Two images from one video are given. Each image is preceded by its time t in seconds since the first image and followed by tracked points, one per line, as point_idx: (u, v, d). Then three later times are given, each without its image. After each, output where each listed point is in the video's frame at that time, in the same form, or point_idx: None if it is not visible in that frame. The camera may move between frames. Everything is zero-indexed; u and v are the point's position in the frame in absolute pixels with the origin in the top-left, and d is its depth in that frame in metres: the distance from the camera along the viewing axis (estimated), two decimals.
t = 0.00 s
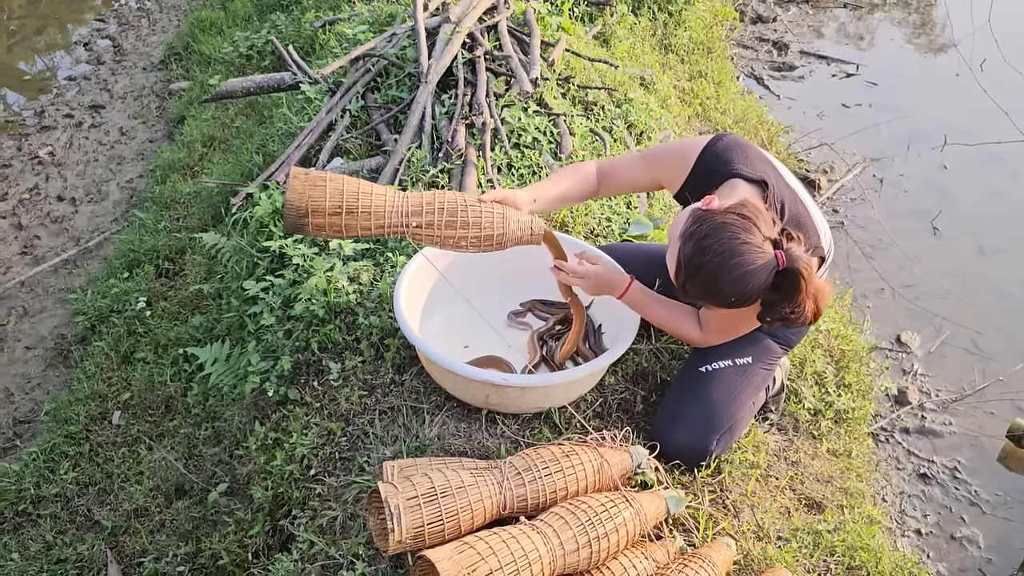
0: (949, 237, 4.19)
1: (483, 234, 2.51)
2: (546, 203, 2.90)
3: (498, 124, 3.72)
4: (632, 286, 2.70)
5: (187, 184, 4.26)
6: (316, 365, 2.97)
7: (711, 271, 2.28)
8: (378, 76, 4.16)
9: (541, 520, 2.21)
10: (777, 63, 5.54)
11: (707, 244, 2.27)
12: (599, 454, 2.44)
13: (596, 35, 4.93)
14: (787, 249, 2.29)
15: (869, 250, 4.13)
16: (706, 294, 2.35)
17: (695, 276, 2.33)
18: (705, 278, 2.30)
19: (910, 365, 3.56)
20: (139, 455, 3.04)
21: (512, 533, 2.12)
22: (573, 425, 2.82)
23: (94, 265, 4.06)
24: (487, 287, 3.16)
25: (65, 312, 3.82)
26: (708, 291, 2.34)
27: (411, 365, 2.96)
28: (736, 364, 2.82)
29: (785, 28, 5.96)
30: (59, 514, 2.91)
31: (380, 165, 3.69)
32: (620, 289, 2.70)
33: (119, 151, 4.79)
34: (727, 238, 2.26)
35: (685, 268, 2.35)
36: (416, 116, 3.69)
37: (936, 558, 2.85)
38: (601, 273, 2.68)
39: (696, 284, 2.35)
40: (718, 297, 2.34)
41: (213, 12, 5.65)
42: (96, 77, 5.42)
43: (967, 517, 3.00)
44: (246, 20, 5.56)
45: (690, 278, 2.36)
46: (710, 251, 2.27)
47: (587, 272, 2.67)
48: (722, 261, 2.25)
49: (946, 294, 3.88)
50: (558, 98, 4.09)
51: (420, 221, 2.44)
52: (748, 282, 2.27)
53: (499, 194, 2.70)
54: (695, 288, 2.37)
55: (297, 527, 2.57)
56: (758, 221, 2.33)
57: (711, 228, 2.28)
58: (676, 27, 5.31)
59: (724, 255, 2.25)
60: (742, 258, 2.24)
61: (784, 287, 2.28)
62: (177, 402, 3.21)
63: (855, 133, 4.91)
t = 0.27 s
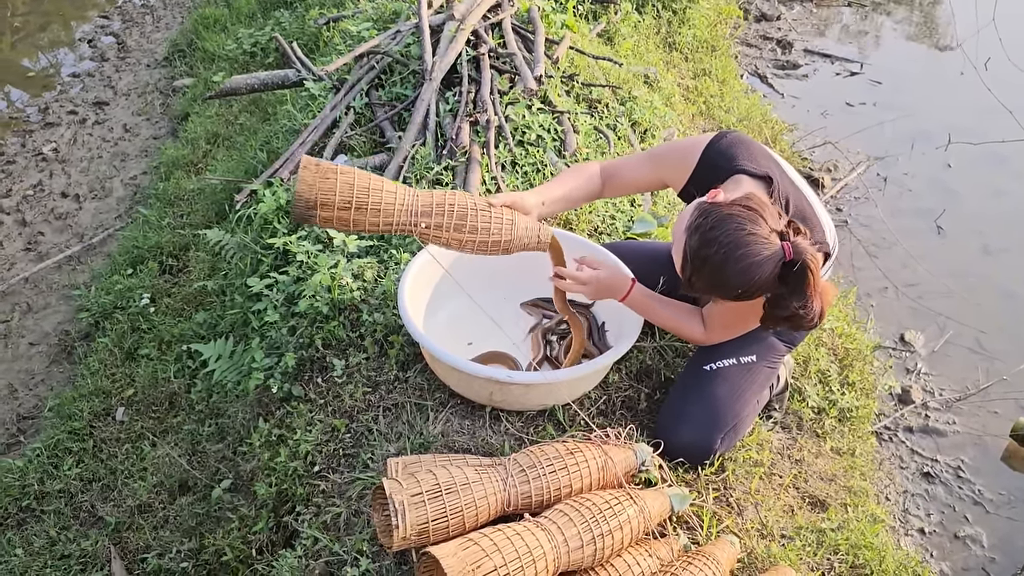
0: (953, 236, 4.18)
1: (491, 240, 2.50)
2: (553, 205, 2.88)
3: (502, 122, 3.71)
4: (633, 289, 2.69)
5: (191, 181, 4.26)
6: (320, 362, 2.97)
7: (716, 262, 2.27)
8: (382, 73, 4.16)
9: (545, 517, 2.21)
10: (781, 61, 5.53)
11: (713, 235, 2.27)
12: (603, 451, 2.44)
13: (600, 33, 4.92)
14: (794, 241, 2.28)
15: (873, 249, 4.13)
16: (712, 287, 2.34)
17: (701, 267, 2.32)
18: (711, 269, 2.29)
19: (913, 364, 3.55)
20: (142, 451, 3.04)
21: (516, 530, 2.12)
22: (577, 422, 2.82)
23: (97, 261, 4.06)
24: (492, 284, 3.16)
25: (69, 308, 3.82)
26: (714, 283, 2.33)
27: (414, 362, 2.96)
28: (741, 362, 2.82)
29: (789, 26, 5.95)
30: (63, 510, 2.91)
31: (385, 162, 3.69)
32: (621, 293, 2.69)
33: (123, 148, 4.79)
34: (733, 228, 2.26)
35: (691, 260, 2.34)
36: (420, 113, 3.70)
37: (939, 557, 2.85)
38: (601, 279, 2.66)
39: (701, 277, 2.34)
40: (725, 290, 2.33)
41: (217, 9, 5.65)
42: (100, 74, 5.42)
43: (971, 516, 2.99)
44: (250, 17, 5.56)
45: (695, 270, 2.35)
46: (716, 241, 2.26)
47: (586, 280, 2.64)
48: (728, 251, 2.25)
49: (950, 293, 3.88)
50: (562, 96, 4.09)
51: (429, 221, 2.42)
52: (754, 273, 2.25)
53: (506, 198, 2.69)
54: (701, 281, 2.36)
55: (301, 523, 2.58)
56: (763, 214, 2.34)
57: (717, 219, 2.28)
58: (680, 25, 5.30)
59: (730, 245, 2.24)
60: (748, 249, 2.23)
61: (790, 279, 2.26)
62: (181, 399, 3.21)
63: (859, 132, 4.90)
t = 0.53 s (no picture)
0: (954, 235, 4.18)
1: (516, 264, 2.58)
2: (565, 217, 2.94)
3: (503, 120, 3.71)
4: (641, 292, 2.66)
5: (191, 179, 4.26)
6: (321, 360, 2.97)
7: (728, 204, 2.18)
8: (383, 70, 4.15)
9: (545, 516, 2.21)
10: (782, 59, 5.52)
11: (723, 179, 2.21)
12: (604, 449, 2.44)
13: (601, 31, 4.92)
14: (804, 185, 2.23)
15: (874, 248, 4.12)
16: (724, 233, 2.22)
17: (713, 214, 2.22)
18: (724, 213, 2.18)
19: (914, 363, 3.55)
20: (142, 449, 3.05)
21: (516, 529, 2.12)
22: (578, 420, 2.82)
23: (98, 259, 4.06)
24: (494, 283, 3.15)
25: (69, 305, 3.82)
26: (728, 230, 2.22)
27: (415, 360, 2.96)
28: (742, 361, 2.81)
29: (790, 24, 5.94)
30: (63, 507, 2.91)
31: (385, 160, 3.70)
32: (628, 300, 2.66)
33: (123, 145, 4.79)
34: (744, 171, 2.20)
35: (703, 209, 2.25)
36: (421, 111, 3.70)
37: (940, 556, 2.85)
38: (605, 288, 2.62)
39: (712, 224, 2.23)
40: (737, 237, 2.21)
41: (217, 6, 5.64)
42: (100, 71, 5.41)
43: (971, 515, 2.99)
44: (251, 14, 5.55)
45: (708, 219, 2.24)
46: (727, 184, 2.19)
47: (591, 292, 2.61)
48: (741, 192, 2.16)
49: (951, 291, 3.87)
50: (563, 94, 4.08)
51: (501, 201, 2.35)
52: (767, 215, 2.16)
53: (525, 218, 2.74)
54: (711, 229, 2.24)
55: (301, 521, 2.58)
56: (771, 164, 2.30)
57: (726, 166, 2.23)
58: (681, 23, 5.30)
59: (742, 185, 2.17)
60: (760, 188, 2.17)
61: (802, 223, 2.19)
62: (181, 396, 3.21)
63: (860, 131, 4.90)
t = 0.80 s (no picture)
0: (954, 233, 4.18)
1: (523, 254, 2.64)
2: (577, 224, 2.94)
3: (502, 118, 3.70)
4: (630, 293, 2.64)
5: (190, 177, 4.25)
6: (319, 359, 2.97)
7: (728, 133, 2.11)
8: (382, 68, 4.15)
9: (545, 515, 2.20)
10: (781, 57, 5.52)
11: (715, 117, 2.17)
12: (603, 449, 2.44)
13: (600, 29, 4.91)
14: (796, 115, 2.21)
15: (873, 246, 4.12)
16: (730, 163, 2.11)
17: (713, 150, 2.14)
18: (724, 143, 2.11)
19: (913, 361, 3.55)
20: (141, 448, 3.04)
21: (516, 528, 2.12)
22: (577, 420, 2.82)
23: (96, 257, 4.05)
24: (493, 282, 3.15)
25: (67, 304, 3.81)
26: (731, 162, 2.12)
27: (414, 359, 2.95)
28: (745, 360, 2.82)
29: (789, 22, 5.93)
30: (62, 507, 2.91)
31: (384, 159, 3.70)
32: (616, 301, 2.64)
33: (122, 143, 4.78)
34: (733, 105, 2.17)
35: (701, 151, 2.17)
36: (420, 109, 3.70)
37: (939, 555, 2.85)
38: (590, 289, 2.60)
39: (716, 160, 2.13)
40: (743, 166, 2.10)
41: (216, 4, 5.62)
42: (98, 69, 5.40)
43: (970, 513, 2.99)
44: (249, 12, 5.54)
45: (709, 158, 2.16)
46: (720, 118, 2.15)
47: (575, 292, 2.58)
48: (735, 120, 2.12)
49: (950, 290, 3.87)
50: (562, 92, 4.08)
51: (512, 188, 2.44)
52: (770, 136, 2.10)
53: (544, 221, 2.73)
54: (716, 164, 2.14)
55: (300, 520, 2.57)
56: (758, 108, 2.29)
57: (715, 108, 2.21)
58: (681, 21, 5.29)
59: (735, 114, 2.13)
60: (753, 112, 2.13)
61: (803, 145, 2.15)
62: (180, 395, 3.21)
63: (860, 129, 4.89)
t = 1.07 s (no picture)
0: (955, 233, 4.17)
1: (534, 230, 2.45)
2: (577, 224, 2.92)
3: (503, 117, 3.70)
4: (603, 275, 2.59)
5: (191, 176, 4.25)
6: (320, 358, 2.97)
7: (728, 98, 2.12)
8: (382, 68, 4.14)
9: (546, 515, 2.20)
10: (782, 56, 5.51)
11: (714, 88, 2.20)
12: (604, 448, 2.44)
13: (601, 28, 4.91)
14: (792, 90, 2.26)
15: (874, 246, 4.11)
16: (730, 126, 2.10)
17: (714, 116, 2.13)
18: (724, 107, 2.11)
19: (914, 361, 3.55)
20: (142, 447, 3.04)
21: (517, 528, 2.12)
22: (578, 419, 2.81)
23: (97, 257, 4.05)
24: (494, 282, 3.14)
25: (68, 303, 3.81)
26: (733, 125, 2.10)
27: (415, 359, 2.95)
28: (744, 360, 2.82)
29: (790, 22, 5.93)
30: (63, 506, 2.91)
31: (385, 158, 3.70)
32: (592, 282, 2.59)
33: (122, 143, 4.77)
34: (732, 77, 2.20)
35: (702, 119, 2.17)
36: (421, 109, 3.70)
37: (940, 555, 2.85)
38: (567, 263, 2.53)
39: (717, 125, 2.12)
40: (744, 128, 2.10)
41: (216, 3, 5.62)
42: (99, 69, 5.40)
43: (971, 513, 2.99)
44: (250, 12, 5.54)
45: (710, 126, 2.15)
46: (720, 88, 2.17)
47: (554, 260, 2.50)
48: (735, 86, 2.14)
49: (951, 290, 3.87)
50: (563, 92, 4.07)
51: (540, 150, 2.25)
52: (769, 100, 2.11)
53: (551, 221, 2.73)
54: (716, 128, 2.13)
55: (301, 520, 2.57)
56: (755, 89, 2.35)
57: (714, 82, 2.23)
58: (682, 20, 5.28)
59: (735, 82, 2.15)
60: (752, 80, 2.16)
61: (802, 117, 2.20)
62: (180, 394, 3.21)
63: (860, 128, 4.89)
